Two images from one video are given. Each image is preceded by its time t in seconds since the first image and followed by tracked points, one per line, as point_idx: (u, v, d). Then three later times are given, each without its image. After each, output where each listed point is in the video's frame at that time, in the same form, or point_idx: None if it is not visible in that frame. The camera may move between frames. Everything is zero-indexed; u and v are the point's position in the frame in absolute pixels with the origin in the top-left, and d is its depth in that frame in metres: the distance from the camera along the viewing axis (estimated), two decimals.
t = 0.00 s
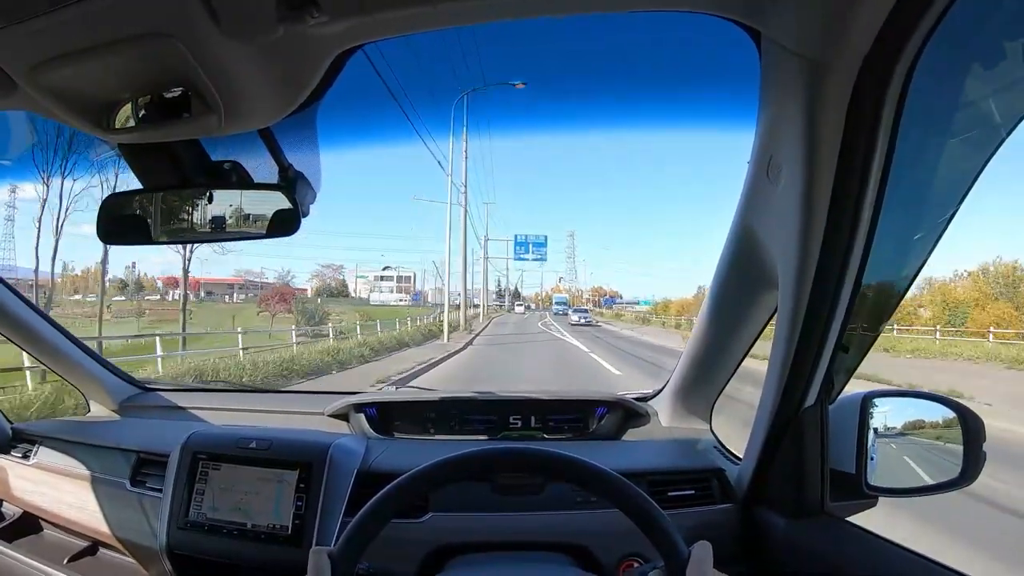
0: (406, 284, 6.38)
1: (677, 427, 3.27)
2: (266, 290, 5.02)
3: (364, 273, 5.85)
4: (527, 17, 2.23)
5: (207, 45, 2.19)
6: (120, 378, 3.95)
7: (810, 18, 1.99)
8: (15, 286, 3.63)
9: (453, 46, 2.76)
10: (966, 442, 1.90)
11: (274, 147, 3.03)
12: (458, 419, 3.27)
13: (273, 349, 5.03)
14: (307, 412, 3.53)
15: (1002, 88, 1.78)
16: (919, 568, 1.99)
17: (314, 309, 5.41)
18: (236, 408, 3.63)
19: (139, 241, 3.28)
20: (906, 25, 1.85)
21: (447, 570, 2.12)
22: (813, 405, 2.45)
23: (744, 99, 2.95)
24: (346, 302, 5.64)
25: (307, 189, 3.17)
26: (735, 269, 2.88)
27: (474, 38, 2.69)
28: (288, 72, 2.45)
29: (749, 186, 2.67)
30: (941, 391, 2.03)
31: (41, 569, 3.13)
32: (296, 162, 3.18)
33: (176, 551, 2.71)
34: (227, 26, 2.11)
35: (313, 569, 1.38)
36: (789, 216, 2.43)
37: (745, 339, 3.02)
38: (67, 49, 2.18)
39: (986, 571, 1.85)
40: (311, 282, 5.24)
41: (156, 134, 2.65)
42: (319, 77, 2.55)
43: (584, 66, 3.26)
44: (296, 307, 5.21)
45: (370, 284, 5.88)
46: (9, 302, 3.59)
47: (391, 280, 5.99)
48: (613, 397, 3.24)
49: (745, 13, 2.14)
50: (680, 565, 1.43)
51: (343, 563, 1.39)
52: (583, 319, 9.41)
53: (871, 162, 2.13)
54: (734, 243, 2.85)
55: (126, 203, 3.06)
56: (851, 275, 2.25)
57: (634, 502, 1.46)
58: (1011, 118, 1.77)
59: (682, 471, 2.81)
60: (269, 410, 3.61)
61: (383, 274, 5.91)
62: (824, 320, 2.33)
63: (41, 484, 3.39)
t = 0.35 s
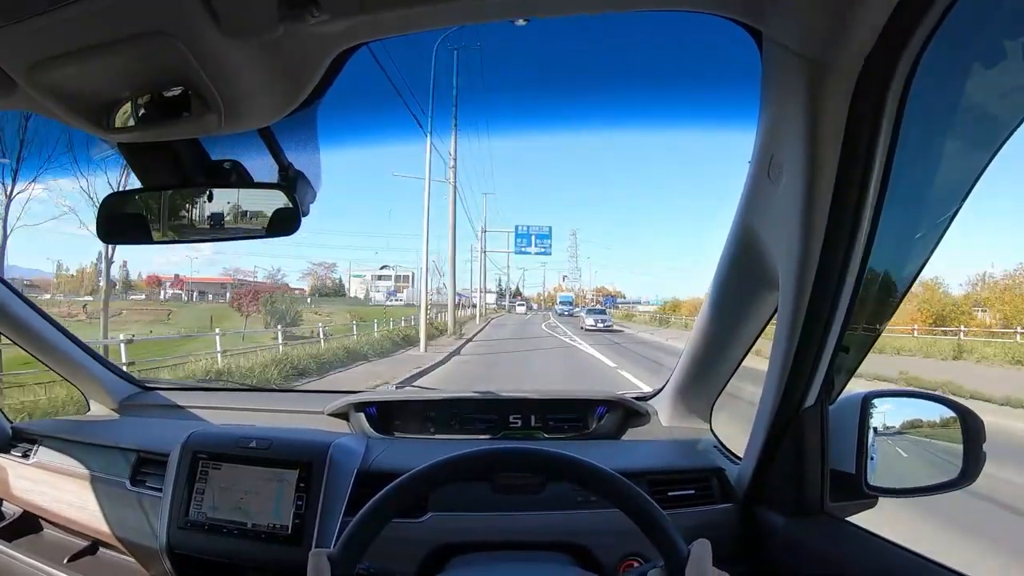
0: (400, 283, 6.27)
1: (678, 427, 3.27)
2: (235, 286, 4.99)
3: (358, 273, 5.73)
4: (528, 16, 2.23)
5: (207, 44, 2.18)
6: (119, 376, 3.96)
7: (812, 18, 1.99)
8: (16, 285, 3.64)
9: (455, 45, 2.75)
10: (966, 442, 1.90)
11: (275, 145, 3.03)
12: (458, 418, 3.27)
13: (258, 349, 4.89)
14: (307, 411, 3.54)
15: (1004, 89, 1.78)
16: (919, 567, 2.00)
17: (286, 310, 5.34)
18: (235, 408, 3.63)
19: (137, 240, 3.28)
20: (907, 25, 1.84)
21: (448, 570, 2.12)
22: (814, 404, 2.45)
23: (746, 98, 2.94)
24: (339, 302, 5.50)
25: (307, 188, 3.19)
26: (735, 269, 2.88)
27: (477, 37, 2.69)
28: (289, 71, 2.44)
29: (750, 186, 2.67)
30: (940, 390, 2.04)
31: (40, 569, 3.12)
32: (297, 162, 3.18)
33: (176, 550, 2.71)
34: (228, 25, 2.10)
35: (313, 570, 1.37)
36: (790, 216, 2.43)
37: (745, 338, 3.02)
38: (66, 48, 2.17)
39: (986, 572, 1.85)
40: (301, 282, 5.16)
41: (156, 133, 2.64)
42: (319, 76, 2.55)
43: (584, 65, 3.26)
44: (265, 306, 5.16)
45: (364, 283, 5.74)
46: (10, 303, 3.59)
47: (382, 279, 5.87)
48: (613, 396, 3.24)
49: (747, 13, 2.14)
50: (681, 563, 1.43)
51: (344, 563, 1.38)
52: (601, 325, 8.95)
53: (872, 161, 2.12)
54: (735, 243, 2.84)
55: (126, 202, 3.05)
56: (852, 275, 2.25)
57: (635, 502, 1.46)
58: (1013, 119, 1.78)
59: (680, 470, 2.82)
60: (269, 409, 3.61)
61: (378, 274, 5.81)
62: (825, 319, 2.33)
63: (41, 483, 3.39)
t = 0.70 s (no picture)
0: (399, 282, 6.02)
1: (677, 427, 3.28)
2: (220, 282, 4.51)
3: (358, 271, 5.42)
4: (529, 15, 2.23)
5: (208, 42, 2.18)
6: (118, 374, 3.98)
7: (813, 19, 1.99)
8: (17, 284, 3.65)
9: (455, 43, 2.74)
10: (966, 445, 1.90)
11: (276, 145, 3.03)
12: (457, 417, 3.27)
13: (239, 352, 4.45)
14: (306, 409, 3.54)
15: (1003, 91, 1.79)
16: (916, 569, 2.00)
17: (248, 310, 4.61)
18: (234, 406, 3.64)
19: (135, 238, 3.26)
20: (908, 26, 1.85)
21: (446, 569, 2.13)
22: (813, 405, 2.45)
23: (747, 98, 2.94)
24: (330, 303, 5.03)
25: (307, 186, 3.21)
26: (735, 269, 2.88)
27: (476, 35, 2.68)
28: (290, 69, 2.45)
29: (750, 186, 2.67)
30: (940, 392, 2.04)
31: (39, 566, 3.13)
32: (297, 160, 3.19)
33: (175, 548, 2.70)
34: (229, 23, 2.11)
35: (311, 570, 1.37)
36: (790, 217, 2.42)
37: (745, 338, 3.01)
38: (67, 45, 2.17)
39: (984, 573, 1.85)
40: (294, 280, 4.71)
41: (157, 130, 2.64)
42: (320, 74, 2.55)
43: (585, 65, 3.26)
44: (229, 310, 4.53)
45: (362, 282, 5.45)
46: (10, 301, 3.62)
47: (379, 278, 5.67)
48: (612, 396, 3.24)
49: (748, 14, 2.14)
50: (678, 562, 1.43)
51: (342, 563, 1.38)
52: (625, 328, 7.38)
53: (873, 159, 2.12)
54: (735, 242, 2.84)
55: (126, 199, 3.04)
56: (852, 276, 2.24)
57: (633, 502, 1.46)
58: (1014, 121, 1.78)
59: (679, 470, 2.82)
60: (269, 407, 3.62)
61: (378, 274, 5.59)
62: (825, 319, 2.33)
63: (40, 481, 3.39)
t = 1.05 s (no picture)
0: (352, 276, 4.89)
1: (677, 425, 3.27)
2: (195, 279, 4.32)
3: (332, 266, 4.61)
4: (529, 10, 2.22)
5: (206, 36, 2.17)
6: (117, 372, 3.96)
7: (815, 15, 1.98)
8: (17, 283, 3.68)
9: (455, 38, 2.72)
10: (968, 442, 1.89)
11: (275, 141, 3.03)
12: (456, 415, 3.26)
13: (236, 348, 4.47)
14: (306, 406, 3.53)
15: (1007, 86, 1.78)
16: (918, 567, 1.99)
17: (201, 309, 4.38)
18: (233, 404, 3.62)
19: (134, 234, 3.25)
20: (911, 21, 1.83)
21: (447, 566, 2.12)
22: (814, 403, 2.43)
23: (748, 95, 2.93)
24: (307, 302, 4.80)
25: (307, 183, 3.21)
26: (736, 266, 2.87)
27: (477, 30, 2.66)
28: (289, 64, 2.43)
29: (752, 183, 2.66)
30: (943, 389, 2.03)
31: (38, 564, 3.12)
32: (296, 157, 3.20)
33: (174, 546, 2.69)
34: (226, 18, 2.09)
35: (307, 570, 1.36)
36: (792, 214, 2.41)
37: (745, 336, 3.00)
38: (63, 40, 2.16)
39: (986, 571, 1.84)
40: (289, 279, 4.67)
41: (155, 127, 2.62)
42: (319, 69, 2.53)
43: (585, 61, 3.24)
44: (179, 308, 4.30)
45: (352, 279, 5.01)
46: (9, 298, 3.63)
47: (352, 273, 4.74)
48: (612, 394, 3.23)
49: (749, 10, 2.13)
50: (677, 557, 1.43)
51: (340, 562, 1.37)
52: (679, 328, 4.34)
53: (875, 159, 2.11)
54: (736, 240, 2.83)
55: (125, 196, 3.02)
56: (854, 273, 2.23)
57: (633, 499, 1.45)
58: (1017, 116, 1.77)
59: (680, 468, 2.81)
60: (268, 404, 3.61)
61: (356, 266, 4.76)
62: (826, 317, 2.31)
63: (38, 479, 3.38)
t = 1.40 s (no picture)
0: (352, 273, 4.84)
1: (679, 426, 3.27)
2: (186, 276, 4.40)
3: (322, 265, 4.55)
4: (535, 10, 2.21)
5: (211, 34, 2.16)
6: (118, 369, 3.96)
7: (821, 17, 1.98)
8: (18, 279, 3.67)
9: (461, 36, 2.72)
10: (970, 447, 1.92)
11: (279, 140, 3.01)
12: (457, 415, 3.26)
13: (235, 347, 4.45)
14: (307, 404, 3.53)
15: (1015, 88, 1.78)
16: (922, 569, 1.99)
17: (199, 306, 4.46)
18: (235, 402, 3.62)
19: (137, 232, 3.25)
20: (918, 23, 1.84)
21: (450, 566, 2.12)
22: (817, 405, 2.43)
23: (752, 96, 2.93)
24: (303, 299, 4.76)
25: (310, 182, 3.23)
26: (740, 268, 2.87)
27: (483, 29, 2.65)
28: (294, 61, 2.43)
29: (756, 184, 2.66)
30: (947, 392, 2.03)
31: (39, 561, 3.12)
32: (301, 156, 3.17)
33: (175, 544, 2.69)
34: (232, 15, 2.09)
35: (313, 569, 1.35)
36: (796, 215, 2.41)
37: (748, 337, 3.00)
38: (68, 36, 2.15)
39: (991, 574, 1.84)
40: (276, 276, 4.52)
41: (159, 124, 2.62)
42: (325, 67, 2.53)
43: (589, 61, 3.24)
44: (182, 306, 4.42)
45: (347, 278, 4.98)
46: (10, 294, 3.63)
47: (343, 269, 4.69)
48: (614, 395, 3.24)
49: (755, 12, 2.13)
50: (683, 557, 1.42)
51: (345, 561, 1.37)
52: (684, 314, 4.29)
53: (881, 162, 2.10)
54: (740, 241, 2.83)
55: (129, 194, 3.02)
56: (858, 275, 2.23)
57: (638, 499, 1.45)
58: None
59: (682, 470, 2.81)
60: (270, 403, 3.60)
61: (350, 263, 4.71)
62: (830, 319, 2.31)
63: (40, 476, 3.38)
